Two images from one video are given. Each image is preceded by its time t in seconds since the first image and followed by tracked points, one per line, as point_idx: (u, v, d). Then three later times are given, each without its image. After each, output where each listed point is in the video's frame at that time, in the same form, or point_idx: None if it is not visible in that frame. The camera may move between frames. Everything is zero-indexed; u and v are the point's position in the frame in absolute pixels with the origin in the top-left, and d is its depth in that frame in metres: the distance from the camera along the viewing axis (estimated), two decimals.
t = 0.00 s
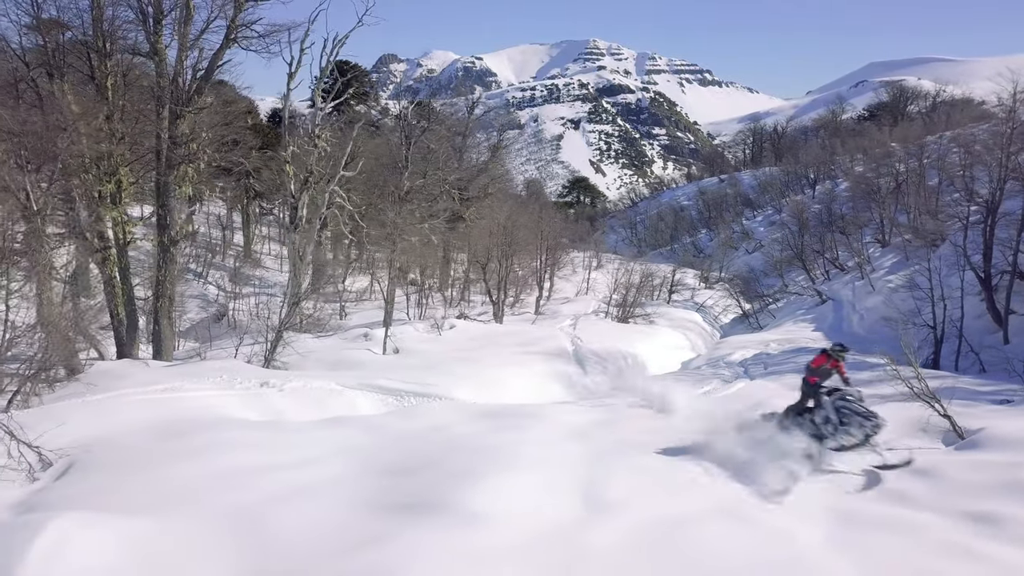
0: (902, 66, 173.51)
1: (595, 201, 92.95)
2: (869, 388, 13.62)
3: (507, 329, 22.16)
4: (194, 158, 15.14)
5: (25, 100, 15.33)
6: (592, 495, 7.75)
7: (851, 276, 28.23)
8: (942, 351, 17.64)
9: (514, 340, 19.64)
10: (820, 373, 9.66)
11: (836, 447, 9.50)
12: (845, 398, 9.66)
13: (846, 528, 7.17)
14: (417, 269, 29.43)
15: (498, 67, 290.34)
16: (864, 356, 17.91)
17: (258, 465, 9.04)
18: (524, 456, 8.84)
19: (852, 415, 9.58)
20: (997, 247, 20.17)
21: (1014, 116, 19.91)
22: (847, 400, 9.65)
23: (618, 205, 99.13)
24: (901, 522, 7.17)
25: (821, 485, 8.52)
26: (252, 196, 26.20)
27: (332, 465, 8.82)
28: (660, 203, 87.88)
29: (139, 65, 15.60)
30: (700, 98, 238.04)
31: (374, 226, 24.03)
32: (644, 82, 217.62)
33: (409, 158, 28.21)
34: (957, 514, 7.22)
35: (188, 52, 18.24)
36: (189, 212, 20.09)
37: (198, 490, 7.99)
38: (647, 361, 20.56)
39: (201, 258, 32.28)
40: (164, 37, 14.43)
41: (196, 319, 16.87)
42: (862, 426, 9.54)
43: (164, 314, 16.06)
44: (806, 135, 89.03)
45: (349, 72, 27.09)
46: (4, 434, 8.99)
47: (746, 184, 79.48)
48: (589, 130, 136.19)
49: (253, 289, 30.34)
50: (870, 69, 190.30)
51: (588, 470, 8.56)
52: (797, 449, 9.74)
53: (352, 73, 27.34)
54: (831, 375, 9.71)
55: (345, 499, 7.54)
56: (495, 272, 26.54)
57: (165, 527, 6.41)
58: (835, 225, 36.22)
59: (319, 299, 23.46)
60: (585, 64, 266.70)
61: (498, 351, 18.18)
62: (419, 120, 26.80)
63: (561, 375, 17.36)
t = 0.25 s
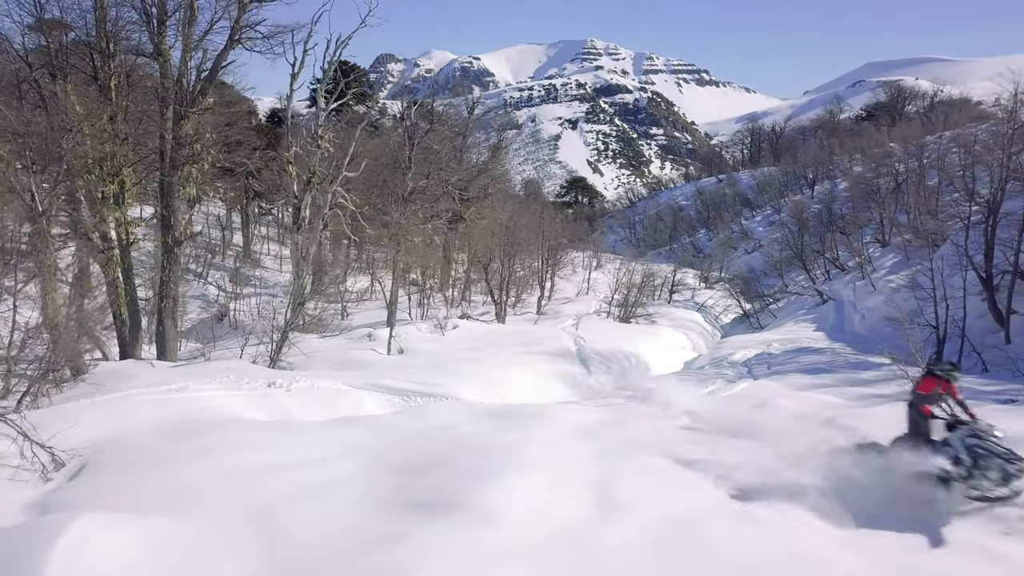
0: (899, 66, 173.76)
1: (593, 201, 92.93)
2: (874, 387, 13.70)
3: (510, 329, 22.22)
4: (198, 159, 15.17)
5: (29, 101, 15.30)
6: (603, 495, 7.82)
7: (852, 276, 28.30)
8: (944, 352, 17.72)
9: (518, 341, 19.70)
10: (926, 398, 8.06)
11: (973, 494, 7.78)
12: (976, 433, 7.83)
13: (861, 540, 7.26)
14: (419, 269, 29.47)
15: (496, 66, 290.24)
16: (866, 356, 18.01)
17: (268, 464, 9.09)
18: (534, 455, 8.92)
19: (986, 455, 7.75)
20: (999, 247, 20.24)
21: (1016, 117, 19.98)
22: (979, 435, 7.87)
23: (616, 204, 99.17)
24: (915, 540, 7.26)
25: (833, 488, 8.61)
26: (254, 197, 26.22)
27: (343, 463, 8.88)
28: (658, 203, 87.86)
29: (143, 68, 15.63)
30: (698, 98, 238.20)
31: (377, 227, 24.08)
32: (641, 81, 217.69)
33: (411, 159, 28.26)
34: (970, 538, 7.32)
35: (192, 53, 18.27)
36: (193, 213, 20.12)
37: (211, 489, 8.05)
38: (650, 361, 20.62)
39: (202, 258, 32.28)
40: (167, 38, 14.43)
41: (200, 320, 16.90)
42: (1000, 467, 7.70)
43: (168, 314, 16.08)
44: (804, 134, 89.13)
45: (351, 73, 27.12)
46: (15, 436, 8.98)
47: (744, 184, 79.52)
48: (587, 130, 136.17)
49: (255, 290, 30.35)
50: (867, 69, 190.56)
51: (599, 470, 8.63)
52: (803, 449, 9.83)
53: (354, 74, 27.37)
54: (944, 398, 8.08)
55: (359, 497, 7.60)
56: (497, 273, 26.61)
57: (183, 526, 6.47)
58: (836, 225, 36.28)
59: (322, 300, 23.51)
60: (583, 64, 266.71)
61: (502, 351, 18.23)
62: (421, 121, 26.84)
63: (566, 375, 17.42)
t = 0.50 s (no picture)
0: (896, 67, 174.07)
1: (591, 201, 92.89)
2: (878, 387, 13.77)
3: (512, 330, 22.25)
4: (201, 160, 15.09)
5: (30, 102, 15.21)
6: (615, 496, 7.86)
7: (852, 277, 28.37)
8: (946, 352, 17.80)
9: (521, 342, 19.72)
10: None
11: None
12: None
13: (875, 541, 7.31)
14: (420, 270, 29.48)
15: (493, 66, 290.06)
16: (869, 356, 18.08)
17: (279, 465, 9.09)
18: (544, 456, 8.95)
19: None
20: (1000, 247, 20.31)
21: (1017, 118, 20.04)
22: None
23: (614, 205, 99.11)
24: (929, 540, 7.32)
25: (842, 488, 8.67)
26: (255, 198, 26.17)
27: (354, 464, 8.91)
28: (656, 204, 87.82)
29: (146, 69, 15.58)
30: (695, 98, 238.31)
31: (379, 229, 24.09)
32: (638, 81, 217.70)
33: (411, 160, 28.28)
34: (982, 539, 7.39)
35: (195, 53, 18.23)
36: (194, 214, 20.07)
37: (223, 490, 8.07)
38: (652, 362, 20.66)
39: (201, 258, 32.19)
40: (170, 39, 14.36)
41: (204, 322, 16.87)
42: None
43: (171, 315, 16.05)
44: (802, 135, 89.22)
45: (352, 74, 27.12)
46: (26, 437, 8.97)
47: (742, 184, 79.56)
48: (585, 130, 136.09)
49: (254, 290, 30.29)
50: (864, 69, 190.89)
51: (609, 470, 8.66)
52: (811, 450, 9.90)
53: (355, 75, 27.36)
54: None
55: (372, 497, 7.64)
56: (499, 273, 26.65)
57: (200, 526, 6.49)
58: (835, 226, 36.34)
59: (324, 301, 23.51)
60: (580, 64, 266.64)
61: (506, 351, 18.25)
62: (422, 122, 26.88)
63: (569, 375, 17.47)
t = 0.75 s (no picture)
0: (894, 66, 174.25)
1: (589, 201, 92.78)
2: (882, 387, 13.82)
3: (515, 330, 22.26)
4: (203, 160, 15.01)
5: (31, 103, 15.15)
6: (624, 497, 7.89)
7: (853, 278, 28.42)
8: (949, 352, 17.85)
9: (524, 342, 19.73)
10: None
11: None
12: None
13: (886, 541, 7.36)
14: (421, 270, 29.47)
15: (491, 66, 289.78)
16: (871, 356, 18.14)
17: (287, 466, 9.09)
18: (552, 457, 8.98)
19: None
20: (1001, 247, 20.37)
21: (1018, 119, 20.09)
22: None
23: (612, 205, 99.00)
24: (938, 541, 7.35)
25: (850, 488, 8.72)
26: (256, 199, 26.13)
27: (362, 465, 8.92)
28: (654, 204, 87.74)
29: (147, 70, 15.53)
30: (693, 98, 238.40)
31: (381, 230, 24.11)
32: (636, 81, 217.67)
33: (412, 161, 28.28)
34: (992, 539, 7.44)
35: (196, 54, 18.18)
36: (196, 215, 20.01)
37: (232, 491, 8.08)
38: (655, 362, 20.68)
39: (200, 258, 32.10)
40: (172, 39, 14.29)
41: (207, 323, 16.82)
42: None
43: (174, 317, 16.00)
44: (800, 135, 89.26)
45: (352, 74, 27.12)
46: (34, 439, 8.99)
47: (740, 184, 79.55)
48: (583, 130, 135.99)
49: (255, 291, 30.22)
50: (861, 69, 191.15)
51: (618, 471, 8.68)
52: (818, 451, 9.95)
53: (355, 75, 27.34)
54: None
55: (382, 499, 7.66)
56: (500, 274, 26.66)
57: (212, 528, 6.51)
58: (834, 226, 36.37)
59: (326, 302, 23.51)
60: (577, 64, 266.56)
61: (509, 351, 18.26)
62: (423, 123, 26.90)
63: (572, 375, 17.48)
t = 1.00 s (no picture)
0: (892, 67, 174.38)
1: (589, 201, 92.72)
2: (887, 388, 13.84)
3: (517, 331, 22.26)
4: (206, 161, 14.98)
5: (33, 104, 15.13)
6: (633, 499, 7.89)
7: (854, 278, 28.43)
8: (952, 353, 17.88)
9: (527, 343, 19.72)
10: None
11: None
12: None
13: (898, 542, 7.37)
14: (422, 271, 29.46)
15: (489, 66, 289.66)
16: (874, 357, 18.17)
17: (294, 468, 9.09)
18: (560, 458, 8.98)
19: None
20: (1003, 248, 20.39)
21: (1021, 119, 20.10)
22: None
23: (612, 205, 98.95)
24: (947, 542, 7.38)
25: (859, 489, 8.75)
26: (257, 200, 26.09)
27: (370, 466, 8.93)
28: (654, 204, 87.72)
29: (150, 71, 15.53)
30: (691, 98, 238.43)
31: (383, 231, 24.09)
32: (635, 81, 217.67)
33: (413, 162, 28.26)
34: (1002, 540, 7.47)
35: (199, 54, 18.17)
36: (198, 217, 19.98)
37: (240, 493, 8.08)
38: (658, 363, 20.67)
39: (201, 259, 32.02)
40: (174, 40, 14.28)
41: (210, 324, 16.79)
42: None
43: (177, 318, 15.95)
44: (799, 135, 89.30)
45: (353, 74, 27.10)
46: (41, 441, 9.02)
47: (739, 185, 79.54)
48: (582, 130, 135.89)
49: (256, 292, 30.16)
50: (859, 69, 191.25)
51: (626, 472, 8.69)
52: (824, 454, 9.97)
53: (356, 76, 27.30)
54: None
55: (392, 500, 7.67)
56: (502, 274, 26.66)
57: (224, 530, 6.51)
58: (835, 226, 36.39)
59: (328, 303, 23.50)
60: (576, 64, 266.46)
61: (512, 352, 18.25)
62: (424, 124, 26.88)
63: (576, 376, 17.48)
